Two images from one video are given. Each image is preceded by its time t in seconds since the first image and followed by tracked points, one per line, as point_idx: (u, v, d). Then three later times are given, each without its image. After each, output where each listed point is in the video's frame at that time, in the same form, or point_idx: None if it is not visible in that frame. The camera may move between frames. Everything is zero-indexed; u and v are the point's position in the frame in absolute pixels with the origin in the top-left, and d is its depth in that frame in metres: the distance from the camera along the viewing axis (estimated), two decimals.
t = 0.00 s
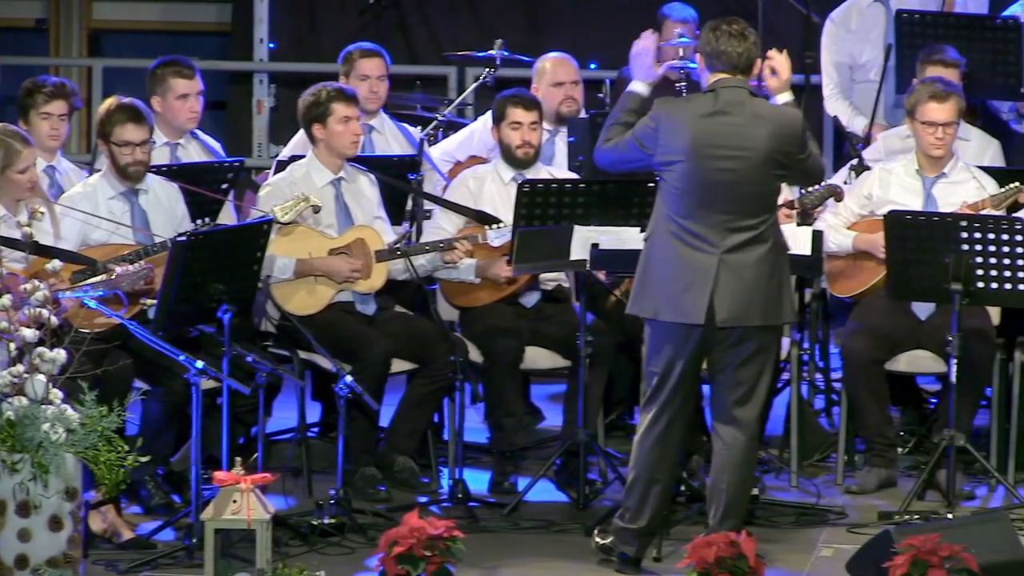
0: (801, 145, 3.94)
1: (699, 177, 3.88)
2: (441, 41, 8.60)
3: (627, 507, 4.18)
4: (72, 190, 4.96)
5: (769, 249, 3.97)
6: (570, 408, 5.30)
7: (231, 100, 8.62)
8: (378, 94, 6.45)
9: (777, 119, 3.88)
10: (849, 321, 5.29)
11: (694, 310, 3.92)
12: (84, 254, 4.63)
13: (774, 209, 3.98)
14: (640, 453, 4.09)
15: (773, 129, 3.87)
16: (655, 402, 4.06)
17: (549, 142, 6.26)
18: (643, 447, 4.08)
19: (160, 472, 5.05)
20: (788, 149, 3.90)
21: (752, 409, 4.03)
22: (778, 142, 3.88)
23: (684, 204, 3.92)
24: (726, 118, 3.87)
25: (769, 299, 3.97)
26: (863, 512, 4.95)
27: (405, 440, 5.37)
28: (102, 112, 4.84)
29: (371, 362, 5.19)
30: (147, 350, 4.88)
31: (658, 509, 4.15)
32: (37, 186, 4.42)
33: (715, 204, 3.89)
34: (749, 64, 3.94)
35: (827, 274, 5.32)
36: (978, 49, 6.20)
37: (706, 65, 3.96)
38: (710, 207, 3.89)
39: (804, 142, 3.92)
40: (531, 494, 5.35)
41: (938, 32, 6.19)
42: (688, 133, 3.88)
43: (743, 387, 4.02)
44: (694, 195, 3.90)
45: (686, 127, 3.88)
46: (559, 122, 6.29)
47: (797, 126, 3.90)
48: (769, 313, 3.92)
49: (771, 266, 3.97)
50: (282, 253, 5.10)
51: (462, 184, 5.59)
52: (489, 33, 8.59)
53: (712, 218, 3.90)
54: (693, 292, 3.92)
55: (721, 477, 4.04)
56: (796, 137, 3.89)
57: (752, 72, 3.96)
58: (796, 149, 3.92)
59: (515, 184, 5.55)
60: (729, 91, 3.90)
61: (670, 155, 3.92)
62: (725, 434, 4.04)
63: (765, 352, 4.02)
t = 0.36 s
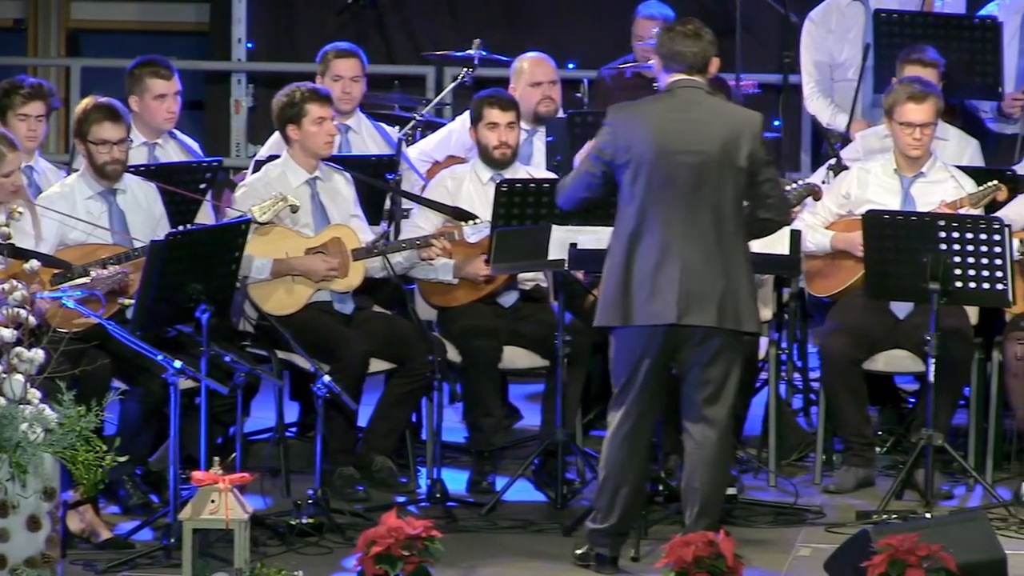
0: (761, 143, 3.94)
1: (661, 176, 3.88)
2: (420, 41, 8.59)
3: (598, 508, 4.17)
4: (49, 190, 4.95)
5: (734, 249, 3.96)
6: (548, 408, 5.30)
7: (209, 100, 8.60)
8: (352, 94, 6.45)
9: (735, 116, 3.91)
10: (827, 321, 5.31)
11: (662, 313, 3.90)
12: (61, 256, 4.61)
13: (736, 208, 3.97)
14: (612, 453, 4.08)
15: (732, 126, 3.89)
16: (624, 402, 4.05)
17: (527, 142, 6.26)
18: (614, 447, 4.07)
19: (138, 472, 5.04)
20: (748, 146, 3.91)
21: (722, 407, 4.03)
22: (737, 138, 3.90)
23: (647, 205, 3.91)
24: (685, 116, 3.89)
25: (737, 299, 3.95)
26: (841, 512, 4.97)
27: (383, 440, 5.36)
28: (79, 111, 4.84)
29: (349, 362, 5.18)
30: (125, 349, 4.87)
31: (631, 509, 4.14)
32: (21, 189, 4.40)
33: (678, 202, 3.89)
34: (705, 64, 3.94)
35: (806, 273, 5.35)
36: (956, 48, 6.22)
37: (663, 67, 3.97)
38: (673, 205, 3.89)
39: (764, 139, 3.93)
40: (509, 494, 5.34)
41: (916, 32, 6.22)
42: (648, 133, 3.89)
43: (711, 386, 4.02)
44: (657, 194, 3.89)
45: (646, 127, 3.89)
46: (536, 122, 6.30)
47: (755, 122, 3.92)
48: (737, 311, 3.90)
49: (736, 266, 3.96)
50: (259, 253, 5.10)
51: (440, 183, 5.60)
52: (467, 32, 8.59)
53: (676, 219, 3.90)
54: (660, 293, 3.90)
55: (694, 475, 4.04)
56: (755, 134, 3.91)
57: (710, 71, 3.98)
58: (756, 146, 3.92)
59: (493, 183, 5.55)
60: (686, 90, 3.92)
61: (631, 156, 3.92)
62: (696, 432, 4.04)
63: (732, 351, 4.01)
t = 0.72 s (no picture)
0: (701, 137, 3.94)
1: (601, 179, 3.92)
2: (397, 40, 8.59)
3: (572, 515, 4.19)
4: (26, 190, 4.93)
5: (679, 246, 3.98)
6: (525, 407, 5.30)
7: (185, 99, 8.58)
8: (326, 95, 6.43)
9: (673, 113, 3.92)
10: (804, 320, 5.32)
11: (609, 314, 3.95)
12: (38, 256, 4.58)
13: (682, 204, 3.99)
14: (575, 452, 4.12)
15: (670, 123, 3.90)
16: (582, 404, 4.09)
17: (503, 142, 6.26)
18: (577, 446, 4.11)
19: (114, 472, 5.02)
20: (685, 142, 3.91)
21: (680, 401, 4.05)
22: (676, 135, 3.90)
23: (590, 206, 3.95)
24: (621, 116, 3.91)
25: (684, 296, 3.98)
26: (818, 511, 4.98)
27: (360, 439, 5.35)
28: (53, 110, 4.83)
29: (327, 361, 5.17)
30: (102, 349, 4.85)
31: (600, 511, 4.17)
32: None
33: (619, 202, 3.92)
34: (637, 56, 3.97)
35: (783, 273, 5.38)
36: (933, 48, 6.25)
37: (598, 65, 3.99)
38: (615, 206, 3.92)
39: (702, 133, 3.93)
40: (486, 493, 5.34)
41: (893, 31, 6.26)
42: (586, 136, 3.92)
43: (668, 382, 4.04)
44: (599, 195, 3.93)
45: (584, 128, 3.93)
46: (513, 121, 6.30)
47: (693, 117, 3.92)
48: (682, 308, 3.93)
49: (682, 263, 3.98)
50: (236, 254, 5.10)
51: (417, 182, 5.60)
52: (444, 32, 8.60)
53: (618, 219, 3.93)
54: (606, 294, 3.94)
55: (660, 473, 4.07)
56: (694, 129, 3.92)
57: (643, 64, 4.00)
58: (695, 142, 3.92)
59: (470, 183, 5.56)
60: (622, 90, 3.94)
61: (572, 158, 3.95)
62: (657, 430, 4.07)
63: (685, 346, 4.03)
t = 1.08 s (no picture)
0: (647, 132, 3.94)
1: (549, 177, 3.93)
2: (374, 40, 8.58)
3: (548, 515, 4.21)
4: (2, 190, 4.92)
5: (630, 241, 3.99)
6: (502, 407, 5.30)
7: (162, 99, 8.56)
8: (301, 95, 6.43)
9: (618, 108, 3.91)
10: (782, 319, 5.33)
11: (560, 311, 3.95)
12: (14, 255, 4.57)
13: (632, 199, 4.00)
14: (543, 451, 4.13)
15: (614, 119, 3.90)
16: (548, 404, 4.11)
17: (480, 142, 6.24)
18: (544, 445, 4.12)
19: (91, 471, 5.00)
20: (631, 137, 3.91)
21: (645, 395, 4.05)
22: (621, 130, 3.90)
23: (539, 205, 3.96)
24: (565, 113, 3.92)
25: (636, 290, 3.98)
26: (795, 510, 5.00)
27: (337, 439, 5.33)
28: (28, 109, 4.81)
29: (305, 361, 5.16)
30: (79, 348, 4.83)
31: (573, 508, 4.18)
32: None
33: (567, 200, 3.93)
34: (584, 53, 3.98)
35: (761, 273, 5.39)
36: (910, 47, 6.27)
37: (545, 65, 4.02)
38: (562, 204, 3.93)
39: (647, 127, 3.93)
40: (464, 493, 5.34)
41: (869, 30, 6.30)
42: (533, 134, 3.93)
43: (632, 379, 4.04)
44: (546, 194, 3.94)
45: (529, 127, 3.94)
46: (490, 121, 6.30)
47: (637, 112, 3.92)
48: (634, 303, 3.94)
49: (633, 259, 3.98)
50: (213, 255, 5.08)
51: (394, 183, 5.59)
52: (421, 31, 8.59)
53: (567, 216, 3.94)
54: (557, 292, 3.95)
55: (635, 469, 4.07)
56: (639, 123, 3.92)
57: (591, 62, 4.01)
58: (640, 136, 3.92)
59: (447, 182, 5.55)
60: (568, 88, 3.95)
61: (519, 158, 3.96)
62: (628, 425, 4.07)
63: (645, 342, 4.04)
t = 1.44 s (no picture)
0: (634, 130, 3.96)
1: (536, 176, 3.94)
2: (356, 40, 8.56)
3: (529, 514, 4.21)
4: None
5: (617, 239, 4.00)
6: (484, 407, 5.29)
7: (144, 99, 8.53)
8: (279, 94, 6.37)
9: (604, 107, 3.93)
10: (764, 318, 5.35)
11: (548, 310, 3.96)
12: None
13: (619, 198, 4.01)
14: (529, 450, 4.14)
15: (600, 118, 3.92)
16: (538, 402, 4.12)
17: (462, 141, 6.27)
18: (531, 444, 4.13)
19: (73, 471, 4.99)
20: (618, 135, 3.93)
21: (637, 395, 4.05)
22: (607, 128, 3.92)
23: (525, 205, 3.97)
24: (551, 113, 3.93)
25: (624, 287, 4.00)
26: (777, 509, 5.01)
27: (319, 439, 5.32)
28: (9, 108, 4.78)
29: (287, 360, 5.16)
30: (60, 348, 4.81)
31: (556, 509, 4.19)
32: None
33: (554, 199, 3.94)
34: (569, 54, 3.99)
35: (743, 273, 5.41)
36: (892, 47, 6.29)
37: (531, 65, 4.03)
38: (548, 204, 3.95)
39: (634, 125, 3.95)
40: (446, 492, 5.33)
41: (851, 30, 6.32)
42: (519, 133, 3.94)
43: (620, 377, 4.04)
44: (533, 193, 3.95)
45: (515, 127, 3.95)
46: (472, 121, 6.29)
47: (624, 110, 3.94)
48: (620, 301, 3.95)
49: (620, 257, 4.00)
50: (195, 254, 5.07)
51: (375, 182, 5.59)
52: (403, 31, 8.58)
53: (553, 216, 3.95)
54: (544, 292, 3.96)
55: (626, 470, 4.08)
56: (625, 122, 3.94)
57: (576, 62, 4.01)
58: (627, 134, 3.94)
59: (429, 182, 5.54)
60: (554, 87, 3.96)
61: (505, 157, 3.97)
62: (619, 426, 4.08)
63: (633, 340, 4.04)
